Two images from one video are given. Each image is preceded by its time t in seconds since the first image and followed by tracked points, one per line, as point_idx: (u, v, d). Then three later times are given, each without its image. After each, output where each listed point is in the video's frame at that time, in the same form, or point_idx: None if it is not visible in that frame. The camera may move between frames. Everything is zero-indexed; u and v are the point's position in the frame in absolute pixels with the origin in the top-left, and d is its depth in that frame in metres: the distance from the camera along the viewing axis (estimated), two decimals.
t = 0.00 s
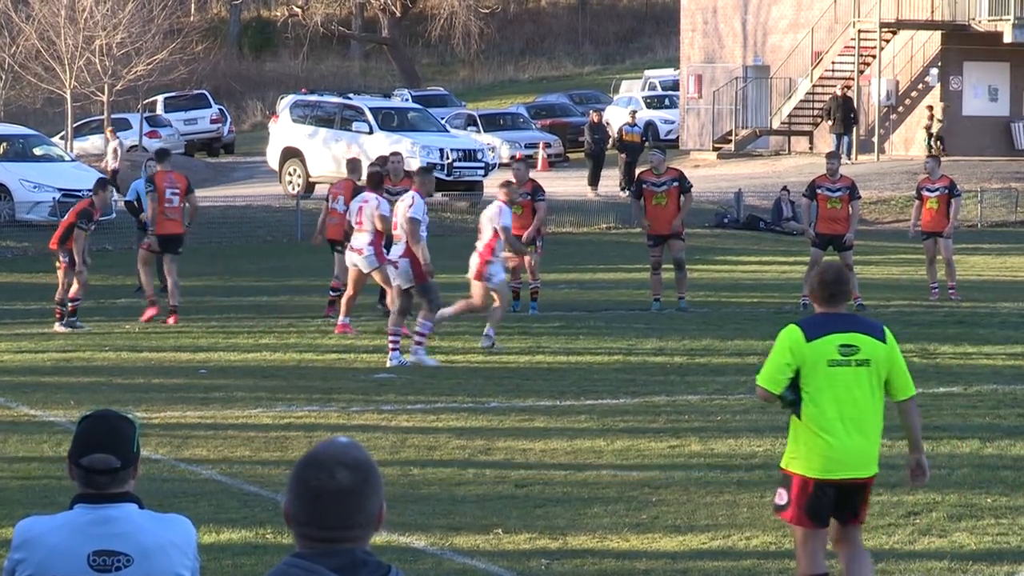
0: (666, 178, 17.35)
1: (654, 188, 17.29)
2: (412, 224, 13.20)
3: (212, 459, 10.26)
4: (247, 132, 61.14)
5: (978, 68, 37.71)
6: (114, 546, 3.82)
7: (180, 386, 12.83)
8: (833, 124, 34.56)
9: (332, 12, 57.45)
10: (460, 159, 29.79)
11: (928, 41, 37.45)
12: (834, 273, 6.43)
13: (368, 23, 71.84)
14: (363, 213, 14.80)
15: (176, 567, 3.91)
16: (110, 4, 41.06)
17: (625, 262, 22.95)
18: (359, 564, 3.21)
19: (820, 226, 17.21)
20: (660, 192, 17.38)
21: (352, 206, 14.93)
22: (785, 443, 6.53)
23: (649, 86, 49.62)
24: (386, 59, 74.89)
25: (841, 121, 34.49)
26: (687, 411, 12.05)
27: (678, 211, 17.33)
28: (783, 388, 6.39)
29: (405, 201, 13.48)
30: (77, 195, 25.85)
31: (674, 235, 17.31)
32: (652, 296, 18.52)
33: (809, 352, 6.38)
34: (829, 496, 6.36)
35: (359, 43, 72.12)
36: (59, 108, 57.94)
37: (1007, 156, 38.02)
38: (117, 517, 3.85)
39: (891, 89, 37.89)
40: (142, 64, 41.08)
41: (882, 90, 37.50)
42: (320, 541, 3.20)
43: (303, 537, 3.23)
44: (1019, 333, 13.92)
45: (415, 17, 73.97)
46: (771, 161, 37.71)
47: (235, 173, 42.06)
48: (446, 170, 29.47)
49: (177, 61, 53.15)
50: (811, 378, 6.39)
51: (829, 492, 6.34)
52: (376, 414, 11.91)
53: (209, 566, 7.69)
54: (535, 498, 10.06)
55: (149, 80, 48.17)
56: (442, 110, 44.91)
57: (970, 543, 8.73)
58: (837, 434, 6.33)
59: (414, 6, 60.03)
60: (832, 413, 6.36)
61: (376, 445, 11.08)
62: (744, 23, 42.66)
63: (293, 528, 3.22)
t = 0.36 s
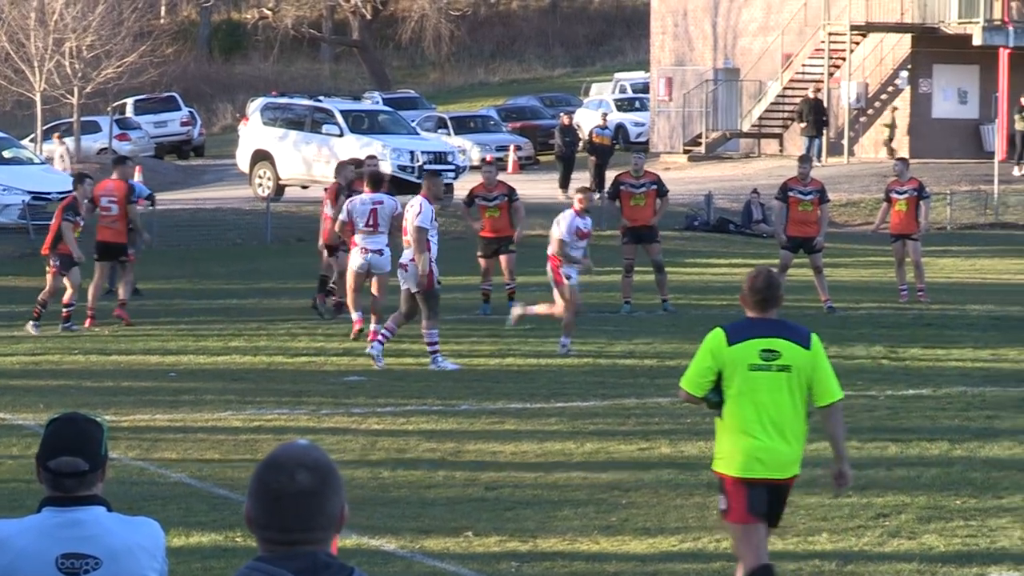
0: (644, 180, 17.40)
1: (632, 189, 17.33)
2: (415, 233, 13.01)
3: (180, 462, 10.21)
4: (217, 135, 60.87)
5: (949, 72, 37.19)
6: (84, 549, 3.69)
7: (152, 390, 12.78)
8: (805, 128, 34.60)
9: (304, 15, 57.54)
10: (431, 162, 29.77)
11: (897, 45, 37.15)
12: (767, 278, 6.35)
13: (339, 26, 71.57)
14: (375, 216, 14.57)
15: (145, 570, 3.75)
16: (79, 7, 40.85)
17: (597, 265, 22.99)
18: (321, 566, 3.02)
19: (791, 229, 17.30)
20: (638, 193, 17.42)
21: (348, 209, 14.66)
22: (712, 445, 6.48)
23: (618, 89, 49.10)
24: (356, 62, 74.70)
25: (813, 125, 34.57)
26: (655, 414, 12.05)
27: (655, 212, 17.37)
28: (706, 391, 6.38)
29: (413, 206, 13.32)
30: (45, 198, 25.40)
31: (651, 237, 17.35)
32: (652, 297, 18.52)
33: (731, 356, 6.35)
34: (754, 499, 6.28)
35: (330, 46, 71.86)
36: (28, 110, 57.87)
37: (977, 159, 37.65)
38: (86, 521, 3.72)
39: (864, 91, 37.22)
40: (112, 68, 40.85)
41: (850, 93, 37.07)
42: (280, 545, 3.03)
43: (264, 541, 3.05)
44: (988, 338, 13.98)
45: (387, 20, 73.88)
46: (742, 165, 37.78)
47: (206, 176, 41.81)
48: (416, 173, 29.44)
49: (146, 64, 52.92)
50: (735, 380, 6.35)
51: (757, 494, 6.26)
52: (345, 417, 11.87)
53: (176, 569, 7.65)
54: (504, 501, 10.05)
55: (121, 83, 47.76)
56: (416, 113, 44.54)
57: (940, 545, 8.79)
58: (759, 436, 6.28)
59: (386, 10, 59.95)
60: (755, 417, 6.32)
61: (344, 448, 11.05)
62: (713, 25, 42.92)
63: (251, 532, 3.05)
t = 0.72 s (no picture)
0: (603, 185, 17.44)
1: (591, 194, 17.34)
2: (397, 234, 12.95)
3: (120, 464, 10.07)
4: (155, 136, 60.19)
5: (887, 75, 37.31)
6: (22, 551, 3.60)
7: (90, 392, 12.61)
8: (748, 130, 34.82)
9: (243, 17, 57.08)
10: (371, 164, 29.71)
11: (837, 48, 37.48)
12: (679, 270, 6.56)
13: (279, 28, 71.04)
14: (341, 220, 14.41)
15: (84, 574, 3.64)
16: (19, 8, 40.00)
17: (541, 267, 22.99)
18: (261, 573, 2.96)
19: (729, 229, 17.41)
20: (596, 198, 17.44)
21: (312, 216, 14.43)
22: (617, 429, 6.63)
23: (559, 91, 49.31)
24: (296, 64, 74.22)
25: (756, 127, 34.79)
26: (596, 416, 12.05)
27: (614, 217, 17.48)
28: (617, 375, 6.52)
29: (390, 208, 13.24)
30: None
31: (606, 241, 17.42)
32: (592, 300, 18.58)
33: (643, 343, 6.51)
34: (655, 480, 6.46)
35: (269, 48, 71.33)
36: None
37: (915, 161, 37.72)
38: (25, 522, 3.63)
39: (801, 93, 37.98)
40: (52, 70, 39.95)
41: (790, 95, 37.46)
42: (221, 550, 2.95)
43: (206, 544, 2.98)
44: (928, 339, 14.14)
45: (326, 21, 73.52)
46: (679, 166, 37.96)
47: (145, 177, 41.34)
48: (356, 175, 29.52)
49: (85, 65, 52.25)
50: (645, 365, 6.51)
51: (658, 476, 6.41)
52: (286, 419, 11.77)
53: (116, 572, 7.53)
54: (445, 503, 10.01)
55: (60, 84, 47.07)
56: (353, 114, 44.39)
57: (879, 545, 8.89)
58: (668, 422, 6.44)
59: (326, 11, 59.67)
60: (664, 402, 6.46)
61: (285, 451, 10.95)
62: (653, 27, 42.90)
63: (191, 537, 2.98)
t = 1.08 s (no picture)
0: (564, 189, 17.37)
1: (552, 197, 17.31)
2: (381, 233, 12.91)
3: (69, 466, 9.95)
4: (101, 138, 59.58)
5: (834, 75, 37.60)
6: None
7: (36, 394, 12.45)
8: (699, 131, 35.07)
9: (191, 17, 56.64)
10: (319, 165, 29.61)
11: (785, 49, 37.83)
12: (571, 276, 6.62)
13: (227, 29, 70.62)
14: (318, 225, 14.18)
15: None
16: None
17: (493, 268, 23.01)
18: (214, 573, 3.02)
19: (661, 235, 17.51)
20: (556, 199, 17.41)
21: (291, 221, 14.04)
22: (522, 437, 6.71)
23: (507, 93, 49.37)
24: (245, 65, 73.80)
25: (708, 128, 35.03)
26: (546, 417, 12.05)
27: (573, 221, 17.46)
28: (517, 384, 6.61)
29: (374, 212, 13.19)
30: None
31: (559, 243, 17.44)
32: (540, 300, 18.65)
33: (540, 349, 6.60)
34: (562, 484, 6.52)
35: (217, 49, 70.87)
36: None
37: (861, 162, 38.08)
38: None
39: (748, 96, 38.12)
40: None
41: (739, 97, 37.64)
42: (174, 551, 3.03)
43: (159, 548, 3.05)
44: (877, 340, 14.30)
45: (275, 22, 73.22)
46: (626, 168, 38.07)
47: (92, 180, 40.94)
48: (304, 176, 29.16)
49: (33, 66, 51.62)
50: (543, 372, 6.60)
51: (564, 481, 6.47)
52: (234, 421, 11.68)
53: None
54: (394, 505, 9.99)
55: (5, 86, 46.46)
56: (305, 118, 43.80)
57: (826, 546, 8.97)
58: (570, 426, 6.50)
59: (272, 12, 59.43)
60: (564, 406, 6.53)
61: (234, 454, 10.87)
62: (603, 28, 43.48)
63: (145, 539, 3.04)
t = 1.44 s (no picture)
0: (512, 187, 17.37)
1: (502, 197, 17.32)
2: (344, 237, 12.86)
3: (15, 467, 9.83)
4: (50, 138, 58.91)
5: (783, 76, 37.89)
6: None
7: None
8: (648, 131, 35.01)
9: (140, 17, 56.16)
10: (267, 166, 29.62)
11: (732, 49, 38.01)
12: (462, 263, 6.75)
13: (176, 29, 70.12)
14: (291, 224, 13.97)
15: None
16: None
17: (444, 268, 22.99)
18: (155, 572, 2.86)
19: (586, 231, 17.65)
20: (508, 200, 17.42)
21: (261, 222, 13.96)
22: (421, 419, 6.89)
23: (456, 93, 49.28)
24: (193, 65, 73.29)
25: (656, 129, 34.95)
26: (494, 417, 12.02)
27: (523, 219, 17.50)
28: (417, 370, 6.76)
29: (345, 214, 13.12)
30: None
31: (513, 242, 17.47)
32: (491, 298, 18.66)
33: (437, 336, 6.76)
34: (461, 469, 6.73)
35: (166, 49, 70.33)
36: None
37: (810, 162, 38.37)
38: None
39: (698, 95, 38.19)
40: None
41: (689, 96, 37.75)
42: (114, 549, 2.85)
43: (99, 546, 2.87)
44: (822, 340, 14.45)
45: (224, 22, 72.80)
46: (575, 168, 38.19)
47: (41, 180, 40.48)
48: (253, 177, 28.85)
49: None
50: (441, 358, 6.76)
51: (463, 466, 6.69)
52: (182, 422, 11.61)
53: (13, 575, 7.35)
54: (342, 506, 9.95)
55: None
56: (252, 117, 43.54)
57: (775, 546, 9.04)
58: (470, 411, 6.71)
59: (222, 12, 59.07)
60: (464, 391, 6.72)
61: (182, 454, 10.80)
62: (551, 28, 43.97)
63: (85, 539, 2.86)
